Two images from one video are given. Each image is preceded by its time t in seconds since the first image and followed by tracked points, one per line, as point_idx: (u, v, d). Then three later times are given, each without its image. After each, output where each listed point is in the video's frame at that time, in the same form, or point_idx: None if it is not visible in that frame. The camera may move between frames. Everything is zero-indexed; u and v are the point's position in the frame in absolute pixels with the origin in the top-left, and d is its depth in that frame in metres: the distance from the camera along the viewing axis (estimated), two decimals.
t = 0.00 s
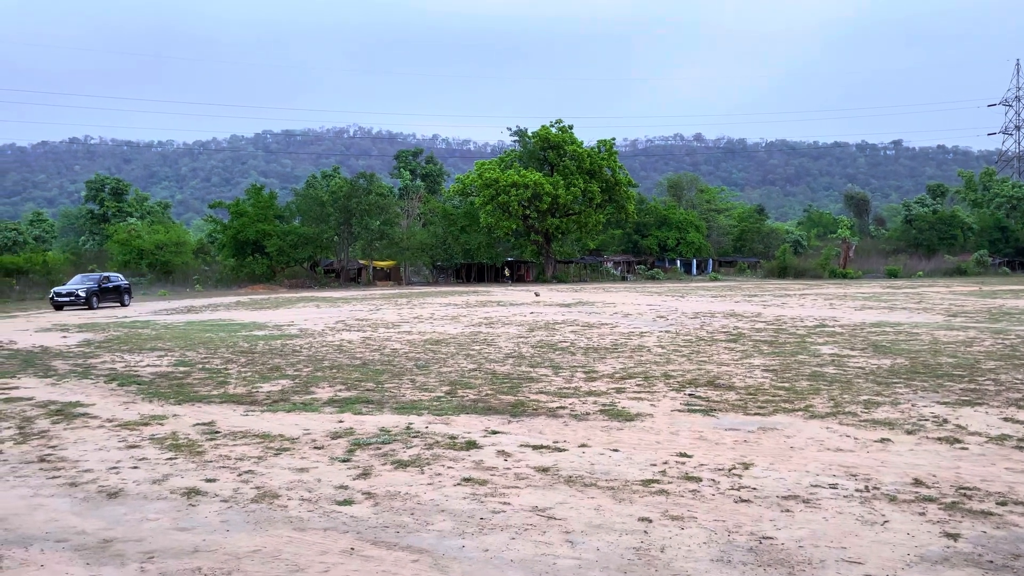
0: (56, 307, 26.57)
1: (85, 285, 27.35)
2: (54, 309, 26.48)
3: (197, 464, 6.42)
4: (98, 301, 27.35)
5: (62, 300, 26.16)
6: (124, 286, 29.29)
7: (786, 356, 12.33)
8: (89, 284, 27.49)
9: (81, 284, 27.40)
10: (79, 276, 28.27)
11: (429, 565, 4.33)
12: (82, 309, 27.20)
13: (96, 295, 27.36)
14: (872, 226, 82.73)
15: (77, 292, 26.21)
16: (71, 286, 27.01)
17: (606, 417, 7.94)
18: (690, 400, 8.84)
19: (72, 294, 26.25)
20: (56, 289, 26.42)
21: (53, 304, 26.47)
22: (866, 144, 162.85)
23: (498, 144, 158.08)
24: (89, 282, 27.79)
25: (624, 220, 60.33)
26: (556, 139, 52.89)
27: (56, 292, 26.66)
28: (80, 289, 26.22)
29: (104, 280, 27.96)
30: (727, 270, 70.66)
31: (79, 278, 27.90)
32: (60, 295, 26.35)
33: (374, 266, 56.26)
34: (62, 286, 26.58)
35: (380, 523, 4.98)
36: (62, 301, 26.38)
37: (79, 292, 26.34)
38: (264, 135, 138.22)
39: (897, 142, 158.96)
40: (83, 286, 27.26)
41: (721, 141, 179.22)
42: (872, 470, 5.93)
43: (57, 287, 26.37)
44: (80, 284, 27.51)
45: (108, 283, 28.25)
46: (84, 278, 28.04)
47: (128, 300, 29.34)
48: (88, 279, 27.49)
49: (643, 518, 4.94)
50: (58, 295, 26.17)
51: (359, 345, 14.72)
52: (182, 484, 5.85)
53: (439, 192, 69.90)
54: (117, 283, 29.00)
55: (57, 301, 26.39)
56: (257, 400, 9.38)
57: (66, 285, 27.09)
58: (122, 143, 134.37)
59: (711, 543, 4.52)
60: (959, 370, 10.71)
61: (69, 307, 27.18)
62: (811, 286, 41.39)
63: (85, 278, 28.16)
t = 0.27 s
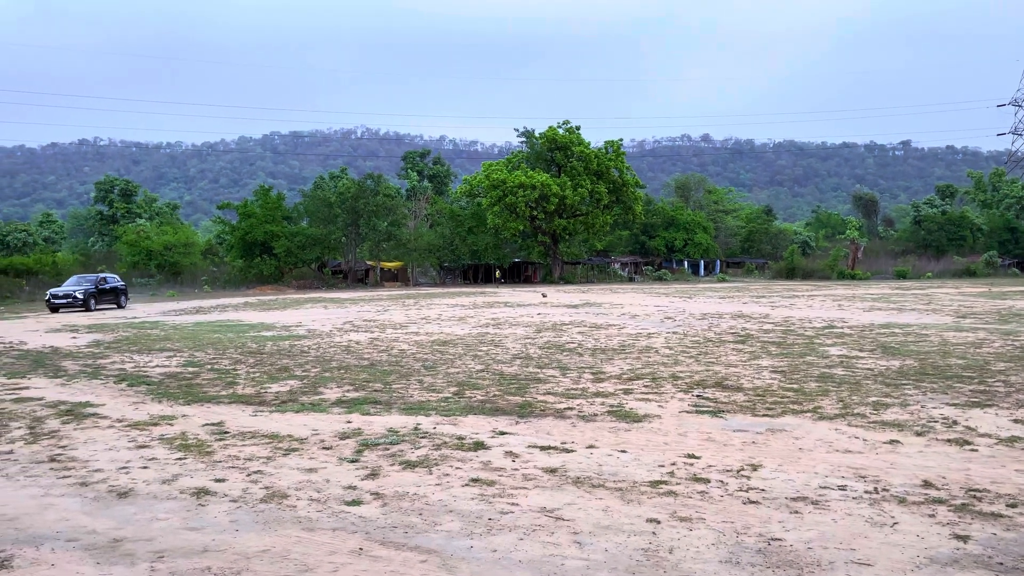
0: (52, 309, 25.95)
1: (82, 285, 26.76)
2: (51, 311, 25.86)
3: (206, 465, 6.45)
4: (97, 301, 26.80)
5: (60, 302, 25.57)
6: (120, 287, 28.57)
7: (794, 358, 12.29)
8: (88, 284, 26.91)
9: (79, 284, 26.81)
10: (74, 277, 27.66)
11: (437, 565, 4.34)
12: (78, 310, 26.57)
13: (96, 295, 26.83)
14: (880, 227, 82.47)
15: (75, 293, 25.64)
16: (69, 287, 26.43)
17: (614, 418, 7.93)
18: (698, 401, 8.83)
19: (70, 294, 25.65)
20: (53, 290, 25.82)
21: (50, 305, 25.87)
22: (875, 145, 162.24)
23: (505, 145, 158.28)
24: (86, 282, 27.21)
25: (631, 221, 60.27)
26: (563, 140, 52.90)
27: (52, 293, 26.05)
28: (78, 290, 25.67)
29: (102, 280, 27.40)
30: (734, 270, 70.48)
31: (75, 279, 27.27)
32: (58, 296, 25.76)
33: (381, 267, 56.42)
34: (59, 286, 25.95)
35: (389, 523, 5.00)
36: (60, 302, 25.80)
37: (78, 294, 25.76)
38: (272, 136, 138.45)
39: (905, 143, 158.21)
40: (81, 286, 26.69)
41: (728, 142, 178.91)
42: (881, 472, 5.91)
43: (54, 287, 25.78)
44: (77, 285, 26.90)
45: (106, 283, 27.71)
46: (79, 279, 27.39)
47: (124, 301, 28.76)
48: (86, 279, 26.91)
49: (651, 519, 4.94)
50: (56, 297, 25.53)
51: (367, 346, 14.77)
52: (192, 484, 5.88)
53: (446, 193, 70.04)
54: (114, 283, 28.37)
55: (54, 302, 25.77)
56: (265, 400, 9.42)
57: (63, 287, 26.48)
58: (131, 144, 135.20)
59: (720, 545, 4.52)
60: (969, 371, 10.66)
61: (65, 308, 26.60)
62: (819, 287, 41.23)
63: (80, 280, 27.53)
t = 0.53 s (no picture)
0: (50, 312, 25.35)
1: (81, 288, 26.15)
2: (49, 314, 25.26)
3: (217, 466, 6.48)
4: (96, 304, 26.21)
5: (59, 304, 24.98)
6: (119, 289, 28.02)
7: (804, 359, 12.23)
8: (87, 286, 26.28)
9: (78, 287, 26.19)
10: (72, 280, 27.02)
11: (446, 567, 4.35)
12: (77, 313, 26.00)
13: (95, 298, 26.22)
14: (891, 228, 82.05)
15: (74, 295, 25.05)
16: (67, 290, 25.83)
17: (623, 420, 7.93)
18: (708, 403, 8.80)
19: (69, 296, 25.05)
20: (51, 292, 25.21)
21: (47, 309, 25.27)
22: (885, 146, 161.40)
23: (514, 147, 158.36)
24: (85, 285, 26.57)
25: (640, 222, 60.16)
26: (572, 142, 52.86)
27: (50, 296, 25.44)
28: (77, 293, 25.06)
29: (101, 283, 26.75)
30: (744, 271, 70.21)
31: (73, 281, 26.63)
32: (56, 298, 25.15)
33: (390, 269, 56.54)
34: (57, 289, 25.35)
35: (398, 525, 5.01)
36: (58, 305, 25.21)
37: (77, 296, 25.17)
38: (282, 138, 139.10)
39: (916, 143, 157.21)
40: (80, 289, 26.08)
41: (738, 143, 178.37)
42: (892, 475, 5.88)
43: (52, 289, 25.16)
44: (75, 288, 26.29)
45: (105, 286, 27.09)
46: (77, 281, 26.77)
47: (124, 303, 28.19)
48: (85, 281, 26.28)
49: (659, 521, 4.94)
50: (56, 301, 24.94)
51: (376, 348, 14.81)
52: (202, 486, 5.92)
53: (455, 195, 70.14)
54: (113, 285, 27.76)
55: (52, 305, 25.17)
56: (275, 402, 9.46)
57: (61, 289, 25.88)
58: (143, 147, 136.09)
59: (729, 547, 4.51)
60: (980, 373, 10.58)
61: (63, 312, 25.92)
62: (829, 289, 41.04)
63: (77, 282, 26.90)
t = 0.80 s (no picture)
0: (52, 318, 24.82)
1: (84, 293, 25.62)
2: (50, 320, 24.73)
3: (229, 469, 6.52)
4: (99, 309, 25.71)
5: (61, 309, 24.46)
6: (123, 295, 27.58)
7: (817, 362, 12.14)
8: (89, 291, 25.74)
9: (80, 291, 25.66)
10: (73, 284, 26.45)
11: (456, 570, 4.35)
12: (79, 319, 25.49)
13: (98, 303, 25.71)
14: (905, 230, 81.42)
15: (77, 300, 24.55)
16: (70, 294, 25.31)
17: (634, 424, 7.89)
18: (720, 406, 8.75)
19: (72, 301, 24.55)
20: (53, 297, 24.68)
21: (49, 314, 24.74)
22: (899, 147, 160.25)
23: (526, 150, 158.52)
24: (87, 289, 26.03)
25: (651, 225, 59.99)
26: (583, 144, 52.78)
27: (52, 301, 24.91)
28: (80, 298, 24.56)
29: (104, 287, 26.18)
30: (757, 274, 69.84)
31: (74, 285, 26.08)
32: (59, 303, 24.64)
33: (402, 272, 56.64)
34: (60, 294, 24.84)
35: (409, 527, 5.01)
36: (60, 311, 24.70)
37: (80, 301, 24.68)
38: (294, 142, 139.82)
39: (931, 143, 155.92)
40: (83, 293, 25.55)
41: (750, 145, 177.67)
42: (906, 478, 5.82)
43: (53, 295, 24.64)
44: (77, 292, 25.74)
45: (107, 290, 26.53)
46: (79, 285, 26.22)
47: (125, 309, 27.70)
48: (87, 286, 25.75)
49: (671, 524, 4.91)
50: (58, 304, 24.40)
51: (388, 350, 14.84)
52: (215, 488, 5.95)
53: (467, 198, 70.25)
54: (115, 290, 27.24)
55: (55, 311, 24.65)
56: (287, 405, 9.51)
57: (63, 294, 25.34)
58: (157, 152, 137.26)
59: (742, 551, 4.48)
60: (996, 376, 10.46)
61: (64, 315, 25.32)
62: (842, 291, 40.69)
63: (79, 287, 26.34)
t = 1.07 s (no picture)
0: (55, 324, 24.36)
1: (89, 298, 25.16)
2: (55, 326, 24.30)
3: (244, 472, 6.55)
4: (104, 314, 25.25)
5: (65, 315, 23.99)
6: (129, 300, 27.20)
7: (833, 365, 12.04)
8: (94, 296, 25.26)
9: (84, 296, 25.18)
10: (77, 290, 25.99)
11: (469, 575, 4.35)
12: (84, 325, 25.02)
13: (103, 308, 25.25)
14: (922, 231, 80.64)
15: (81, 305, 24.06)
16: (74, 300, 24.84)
17: (648, 427, 7.85)
18: (734, 410, 8.69)
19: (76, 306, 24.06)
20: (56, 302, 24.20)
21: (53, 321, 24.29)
22: (915, 147, 158.72)
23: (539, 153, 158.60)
24: (92, 294, 25.57)
25: (665, 227, 59.80)
26: (596, 147, 52.70)
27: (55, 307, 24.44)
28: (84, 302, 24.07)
29: (109, 291, 25.67)
30: (772, 276, 69.34)
31: (78, 290, 25.61)
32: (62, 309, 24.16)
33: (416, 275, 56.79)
34: (64, 300, 24.38)
35: (422, 531, 5.02)
36: (65, 316, 24.24)
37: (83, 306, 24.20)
38: (308, 147, 140.56)
39: (948, 143, 154.38)
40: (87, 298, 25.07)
41: (765, 147, 176.68)
42: (923, 482, 5.76)
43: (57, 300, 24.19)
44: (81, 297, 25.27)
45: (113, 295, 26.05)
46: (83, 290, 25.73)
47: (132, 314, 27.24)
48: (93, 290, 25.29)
49: (685, 529, 4.88)
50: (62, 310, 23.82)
51: (402, 354, 14.88)
52: (229, 492, 5.98)
53: (480, 201, 70.38)
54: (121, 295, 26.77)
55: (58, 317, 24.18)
56: (302, 409, 9.55)
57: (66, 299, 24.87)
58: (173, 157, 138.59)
59: (757, 556, 4.44)
60: (1016, 379, 10.31)
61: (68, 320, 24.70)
62: (858, 293, 40.42)
63: (83, 291, 25.87)
